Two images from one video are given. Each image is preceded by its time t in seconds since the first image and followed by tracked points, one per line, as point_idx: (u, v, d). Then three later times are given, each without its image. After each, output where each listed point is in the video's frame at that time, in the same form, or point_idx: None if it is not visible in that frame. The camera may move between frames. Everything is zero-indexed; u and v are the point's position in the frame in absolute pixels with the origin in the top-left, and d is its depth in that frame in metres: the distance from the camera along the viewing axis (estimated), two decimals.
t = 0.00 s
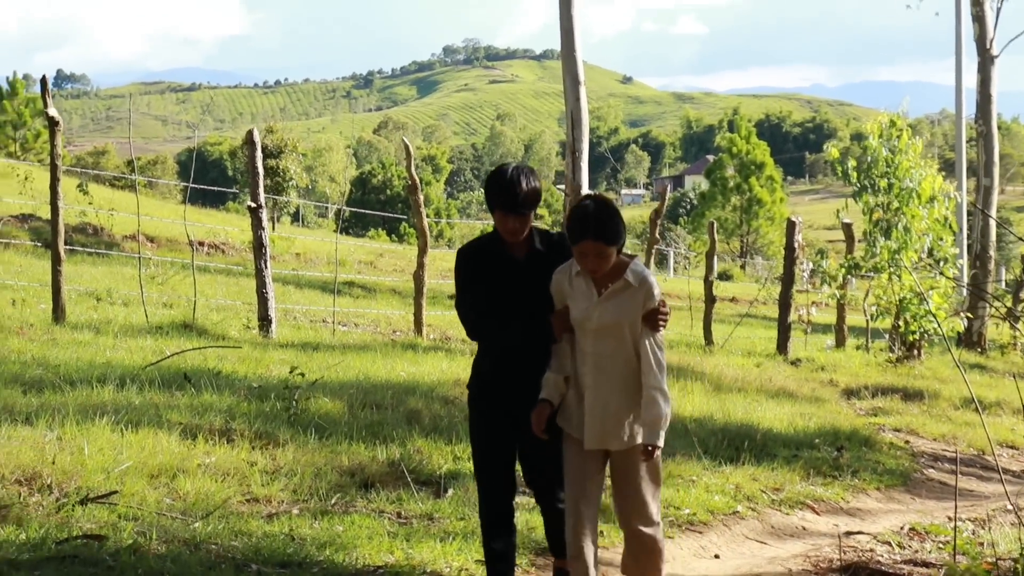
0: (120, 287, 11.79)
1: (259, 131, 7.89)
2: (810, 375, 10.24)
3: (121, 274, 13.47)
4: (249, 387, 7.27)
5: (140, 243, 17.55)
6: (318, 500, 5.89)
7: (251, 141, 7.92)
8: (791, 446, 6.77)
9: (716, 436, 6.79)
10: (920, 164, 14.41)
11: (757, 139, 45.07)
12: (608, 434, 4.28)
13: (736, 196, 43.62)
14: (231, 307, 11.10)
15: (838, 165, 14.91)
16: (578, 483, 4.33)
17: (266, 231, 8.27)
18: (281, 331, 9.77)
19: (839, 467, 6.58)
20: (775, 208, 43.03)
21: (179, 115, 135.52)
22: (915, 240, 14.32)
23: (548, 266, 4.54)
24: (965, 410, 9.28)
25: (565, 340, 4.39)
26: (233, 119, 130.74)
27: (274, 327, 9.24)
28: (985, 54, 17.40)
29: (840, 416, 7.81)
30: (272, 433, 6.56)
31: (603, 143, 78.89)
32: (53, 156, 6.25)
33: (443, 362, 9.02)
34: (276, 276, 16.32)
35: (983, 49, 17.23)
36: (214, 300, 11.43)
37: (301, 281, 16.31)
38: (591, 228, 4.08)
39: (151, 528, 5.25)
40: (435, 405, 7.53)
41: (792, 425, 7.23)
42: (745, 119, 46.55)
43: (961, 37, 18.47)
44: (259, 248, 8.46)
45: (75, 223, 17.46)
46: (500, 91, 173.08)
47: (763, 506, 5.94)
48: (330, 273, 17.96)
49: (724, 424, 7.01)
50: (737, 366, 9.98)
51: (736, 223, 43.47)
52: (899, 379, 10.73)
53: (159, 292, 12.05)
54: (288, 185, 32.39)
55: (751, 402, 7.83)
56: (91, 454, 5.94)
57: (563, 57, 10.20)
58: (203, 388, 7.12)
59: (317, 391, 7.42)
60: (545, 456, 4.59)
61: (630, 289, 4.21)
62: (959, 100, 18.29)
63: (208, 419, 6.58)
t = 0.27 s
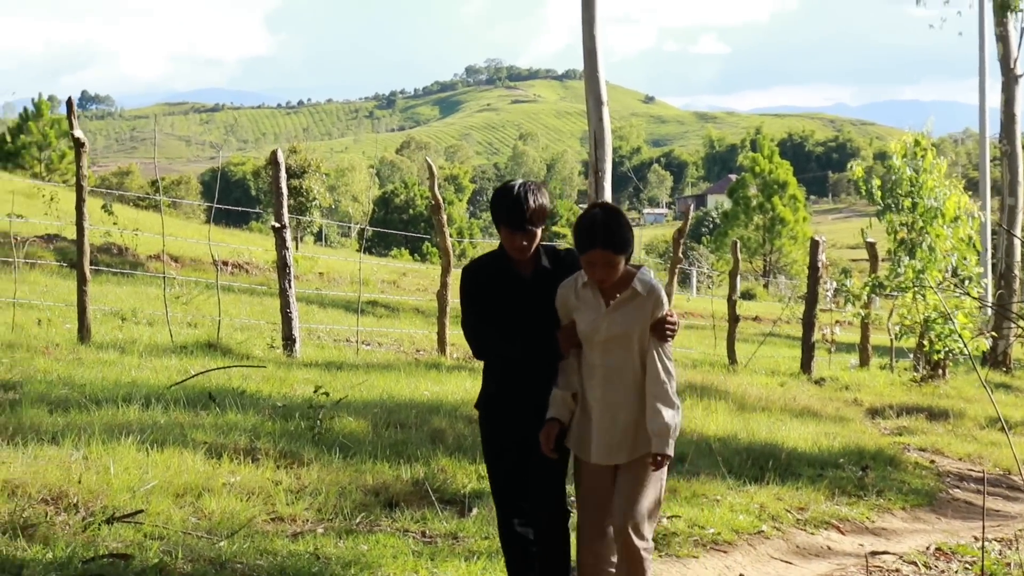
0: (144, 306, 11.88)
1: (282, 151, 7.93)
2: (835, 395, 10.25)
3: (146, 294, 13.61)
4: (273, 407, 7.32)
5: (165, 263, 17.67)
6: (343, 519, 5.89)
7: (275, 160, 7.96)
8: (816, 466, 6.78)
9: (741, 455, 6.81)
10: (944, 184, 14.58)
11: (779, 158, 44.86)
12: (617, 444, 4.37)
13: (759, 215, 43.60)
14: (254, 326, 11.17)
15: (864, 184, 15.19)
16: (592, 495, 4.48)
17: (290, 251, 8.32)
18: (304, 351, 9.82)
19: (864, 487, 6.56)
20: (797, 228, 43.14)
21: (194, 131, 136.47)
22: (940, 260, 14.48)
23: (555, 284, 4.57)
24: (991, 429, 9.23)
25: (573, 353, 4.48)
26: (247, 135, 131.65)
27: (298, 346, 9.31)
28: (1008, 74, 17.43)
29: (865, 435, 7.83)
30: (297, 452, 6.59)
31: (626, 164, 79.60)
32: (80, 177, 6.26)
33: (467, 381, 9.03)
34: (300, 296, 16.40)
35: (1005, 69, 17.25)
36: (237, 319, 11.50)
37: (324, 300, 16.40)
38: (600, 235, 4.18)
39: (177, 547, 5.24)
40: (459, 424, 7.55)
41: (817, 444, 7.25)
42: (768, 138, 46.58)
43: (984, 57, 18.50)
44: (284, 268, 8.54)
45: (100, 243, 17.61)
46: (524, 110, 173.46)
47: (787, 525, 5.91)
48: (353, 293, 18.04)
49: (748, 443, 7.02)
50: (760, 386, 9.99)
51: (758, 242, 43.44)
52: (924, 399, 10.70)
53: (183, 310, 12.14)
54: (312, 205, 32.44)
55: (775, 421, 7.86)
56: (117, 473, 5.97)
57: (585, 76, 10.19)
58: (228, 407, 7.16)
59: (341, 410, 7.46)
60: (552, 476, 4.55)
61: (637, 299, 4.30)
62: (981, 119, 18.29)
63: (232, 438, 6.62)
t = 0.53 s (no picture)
0: (186, 320, 12.15)
1: (322, 164, 8.19)
2: (876, 409, 10.28)
3: (188, 307, 13.92)
4: (314, 420, 7.47)
5: (206, 276, 18.01)
6: (383, 532, 5.90)
7: (315, 174, 8.24)
8: (858, 481, 6.82)
9: (782, 469, 6.86)
10: (987, 198, 14.09)
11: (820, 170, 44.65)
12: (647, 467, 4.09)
13: (798, 228, 43.33)
14: (295, 338, 11.38)
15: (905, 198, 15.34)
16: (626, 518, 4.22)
17: (330, 264, 8.73)
18: (343, 363, 10.08)
19: (906, 501, 6.57)
20: (838, 240, 42.75)
21: (217, 138, 137.86)
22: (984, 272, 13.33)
23: (585, 300, 4.30)
24: None
25: (601, 370, 4.20)
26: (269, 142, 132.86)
27: (337, 358, 9.61)
28: None
29: (906, 449, 7.93)
30: (337, 465, 6.67)
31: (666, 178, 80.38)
32: (120, 188, 6.29)
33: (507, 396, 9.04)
34: (340, 309, 16.63)
35: None
36: (277, 331, 11.72)
37: (364, 313, 16.64)
38: (629, 247, 3.91)
39: (218, 559, 5.24)
40: (498, 437, 7.64)
41: (858, 459, 7.33)
42: (808, 152, 46.52)
43: None
44: (323, 281, 8.94)
45: (141, 255, 18.00)
46: (551, 119, 173.70)
47: (828, 539, 5.86)
48: (392, 306, 18.29)
49: (789, 457, 7.13)
50: (799, 399, 10.01)
51: (798, 254, 42.91)
52: (965, 413, 10.63)
53: (224, 323, 12.39)
54: (351, 218, 32.65)
55: (815, 436, 7.98)
56: (160, 485, 6.02)
57: (624, 89, 10.36)
58: (269, 419, 7.33)
59: (381, 424, 7.58)
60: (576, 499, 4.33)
61: (667, 315, 4.00)
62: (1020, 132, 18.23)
63: (274, 451, 6.71)
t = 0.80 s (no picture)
0: (208, 330, 12.26)
1: (343, 173, 8.25)
2: (898, 415, 10.30)
3: (209, 317, 14.03)
4: (335, 429, 7.52)
5: (227, 286, 18.17)
6: (405, 540, 5.89)
7: (336, 183, 8.30)
8: (880, 486, 6.82)
9: (804, 475, 6.86)
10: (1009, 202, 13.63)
11: (840, 177, 45.28)
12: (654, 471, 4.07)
13: (819, 234, 43.85)
14: (315, 347, 11.48)
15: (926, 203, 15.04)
16: (626, 526, 4.14)
17: (350, 272, 8.86)
18: (364, 372, 10.16)
19: (929, 506, 6.57)
20: (858, 245, 43.25)
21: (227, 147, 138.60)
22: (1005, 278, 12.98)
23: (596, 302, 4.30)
24: None
25: (608, 372, 4.17)
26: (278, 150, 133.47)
27: (358, 367, 9.68)
28: None
29: (928, 455, 7.96)
30: (359, 473, 6.70)
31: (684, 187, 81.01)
32: (143, 200, 6.32)
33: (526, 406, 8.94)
34: (360, 317, 16.74)
35: None
36: (298, 340, 11.82)
37: (384, 322, 16.76)
38: (637, 246, 3.91)
39: (242, 568, 5.23)
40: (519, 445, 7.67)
41: (881, 465, 7.33)
42: (827, 158, 46.76)
43: None
44: (344, 289, 9.07)
45: (162, 265, 18.19)
46: (571, 131, 174.60)
47: (851, 545, 5.83)
48: (412, 314, 18.41)
49: (811, 463, 7.14)
50: (820, 405, 10.01)
51: (818, 261, 43.65)
52: (987, 418, 10.62)
53: (245, 332, 12.50)
54: (371, 227, 32.88)
55: (837, 442, 8.00)
56: (181, 495, 6.03)
57: (645, 97, 10.52)
58: (290, 429, 7.36)
59: (402, 432, 7.64)
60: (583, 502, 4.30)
61: (677, 317, 4.02)
62: None
63: (295, 460, 6.74)
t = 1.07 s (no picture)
0: (215, 336, 12.27)
1: (350, 180, 8.26)
2: (905, 420, 10.30)
3: (215, 324, 14.05)
4: (341, 435, 7.53)
5: (233, 292, 18.20)
6: (412, 546, 5.88)
7: (342, 189, 8.29)
8: (886, 492, 6.82)
9: (811, 481, 6.86)
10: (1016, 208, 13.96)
11: (846, 182, 45.29)
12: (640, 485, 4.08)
13: (826, 239, 43.93)
14: (322, 353, 11.49)
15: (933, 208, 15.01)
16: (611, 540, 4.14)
17: (356, 278, 8.87)
18: (371, 378, 10.18)
19: (936, 512, 6.56)
20: (865, 250, 43.07)
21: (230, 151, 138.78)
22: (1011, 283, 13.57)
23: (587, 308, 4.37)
24: None
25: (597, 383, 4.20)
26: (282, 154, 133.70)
27: (365, 373, 9.69)
28: None
29: (935, 460, 7.97)
30: (365, 479, 6.71)
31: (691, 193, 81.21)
32: (149, 206, 6.34)
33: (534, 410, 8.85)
34: (367, 323, 16.75)
35: None
36: (305, 347, 11.83)
37: (391, 328, 16.77)
38: (620, 259, 3.86)
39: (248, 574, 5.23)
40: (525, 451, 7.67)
41: (887, 470, 7.33)
42: (834, 163, 46.78)
43: None
44: (350, 295, 9.09)
45: (169, 272, 18.22)
46: (577, 136, 174.88)
47: (858, 551, 5.81)
48: (419, 320, 18.42)
49: (818, 468, 7.14)
50: (828, 411, 10.00)
51: (825, 266, 43.69)
52: (994, 423, 10.61)
53: (252, 339, 12.52)
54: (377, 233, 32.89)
55: (844, 447, 8.00)
56: (188, 501, 6.04)
57: (651, 103, 10.50)
58: (297, 435, 7.37)
59: (409, 439, 7.65)
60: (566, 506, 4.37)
61: (664, 329, 4.00)
62: None
63: (302, 467, 6.75)
